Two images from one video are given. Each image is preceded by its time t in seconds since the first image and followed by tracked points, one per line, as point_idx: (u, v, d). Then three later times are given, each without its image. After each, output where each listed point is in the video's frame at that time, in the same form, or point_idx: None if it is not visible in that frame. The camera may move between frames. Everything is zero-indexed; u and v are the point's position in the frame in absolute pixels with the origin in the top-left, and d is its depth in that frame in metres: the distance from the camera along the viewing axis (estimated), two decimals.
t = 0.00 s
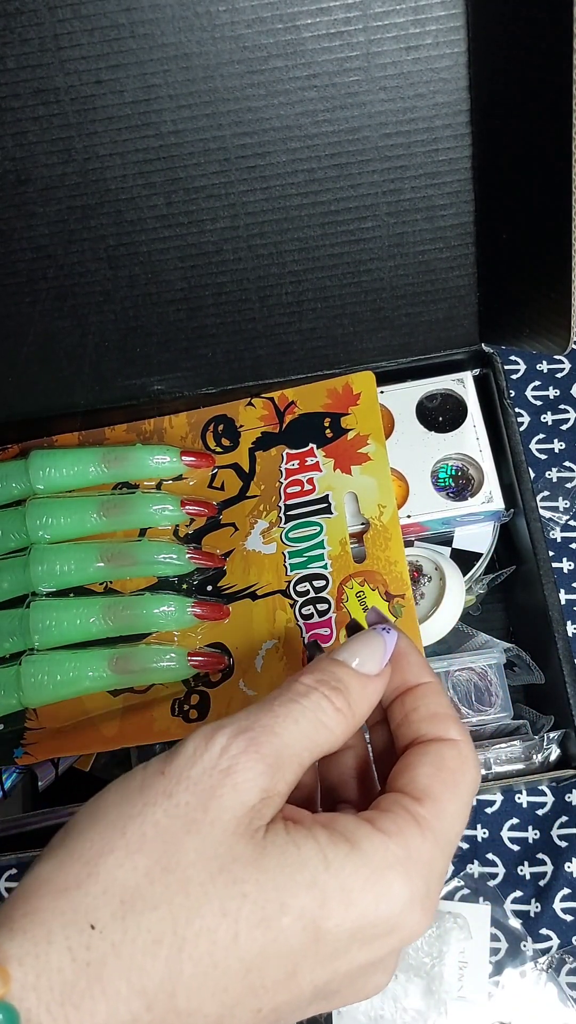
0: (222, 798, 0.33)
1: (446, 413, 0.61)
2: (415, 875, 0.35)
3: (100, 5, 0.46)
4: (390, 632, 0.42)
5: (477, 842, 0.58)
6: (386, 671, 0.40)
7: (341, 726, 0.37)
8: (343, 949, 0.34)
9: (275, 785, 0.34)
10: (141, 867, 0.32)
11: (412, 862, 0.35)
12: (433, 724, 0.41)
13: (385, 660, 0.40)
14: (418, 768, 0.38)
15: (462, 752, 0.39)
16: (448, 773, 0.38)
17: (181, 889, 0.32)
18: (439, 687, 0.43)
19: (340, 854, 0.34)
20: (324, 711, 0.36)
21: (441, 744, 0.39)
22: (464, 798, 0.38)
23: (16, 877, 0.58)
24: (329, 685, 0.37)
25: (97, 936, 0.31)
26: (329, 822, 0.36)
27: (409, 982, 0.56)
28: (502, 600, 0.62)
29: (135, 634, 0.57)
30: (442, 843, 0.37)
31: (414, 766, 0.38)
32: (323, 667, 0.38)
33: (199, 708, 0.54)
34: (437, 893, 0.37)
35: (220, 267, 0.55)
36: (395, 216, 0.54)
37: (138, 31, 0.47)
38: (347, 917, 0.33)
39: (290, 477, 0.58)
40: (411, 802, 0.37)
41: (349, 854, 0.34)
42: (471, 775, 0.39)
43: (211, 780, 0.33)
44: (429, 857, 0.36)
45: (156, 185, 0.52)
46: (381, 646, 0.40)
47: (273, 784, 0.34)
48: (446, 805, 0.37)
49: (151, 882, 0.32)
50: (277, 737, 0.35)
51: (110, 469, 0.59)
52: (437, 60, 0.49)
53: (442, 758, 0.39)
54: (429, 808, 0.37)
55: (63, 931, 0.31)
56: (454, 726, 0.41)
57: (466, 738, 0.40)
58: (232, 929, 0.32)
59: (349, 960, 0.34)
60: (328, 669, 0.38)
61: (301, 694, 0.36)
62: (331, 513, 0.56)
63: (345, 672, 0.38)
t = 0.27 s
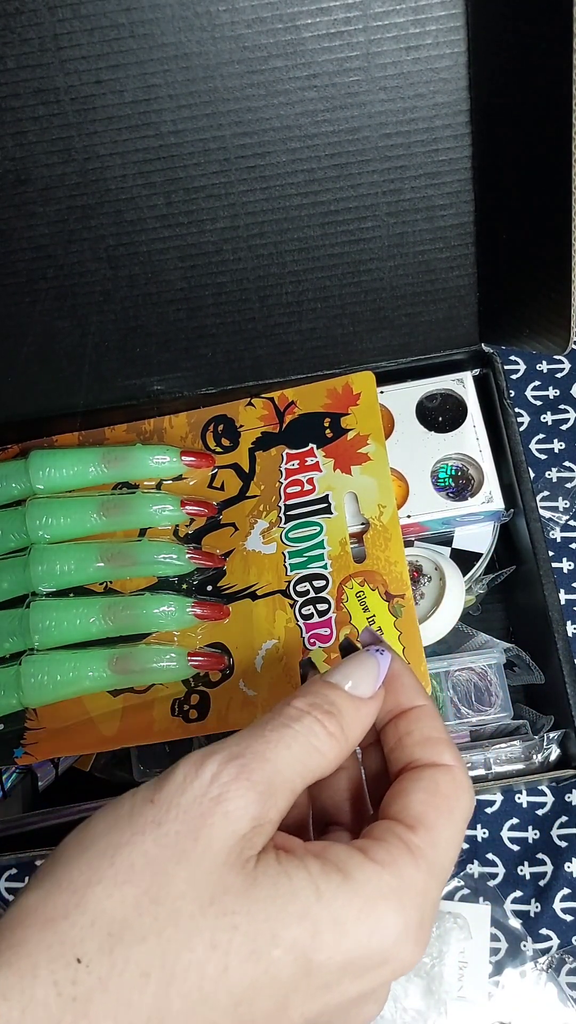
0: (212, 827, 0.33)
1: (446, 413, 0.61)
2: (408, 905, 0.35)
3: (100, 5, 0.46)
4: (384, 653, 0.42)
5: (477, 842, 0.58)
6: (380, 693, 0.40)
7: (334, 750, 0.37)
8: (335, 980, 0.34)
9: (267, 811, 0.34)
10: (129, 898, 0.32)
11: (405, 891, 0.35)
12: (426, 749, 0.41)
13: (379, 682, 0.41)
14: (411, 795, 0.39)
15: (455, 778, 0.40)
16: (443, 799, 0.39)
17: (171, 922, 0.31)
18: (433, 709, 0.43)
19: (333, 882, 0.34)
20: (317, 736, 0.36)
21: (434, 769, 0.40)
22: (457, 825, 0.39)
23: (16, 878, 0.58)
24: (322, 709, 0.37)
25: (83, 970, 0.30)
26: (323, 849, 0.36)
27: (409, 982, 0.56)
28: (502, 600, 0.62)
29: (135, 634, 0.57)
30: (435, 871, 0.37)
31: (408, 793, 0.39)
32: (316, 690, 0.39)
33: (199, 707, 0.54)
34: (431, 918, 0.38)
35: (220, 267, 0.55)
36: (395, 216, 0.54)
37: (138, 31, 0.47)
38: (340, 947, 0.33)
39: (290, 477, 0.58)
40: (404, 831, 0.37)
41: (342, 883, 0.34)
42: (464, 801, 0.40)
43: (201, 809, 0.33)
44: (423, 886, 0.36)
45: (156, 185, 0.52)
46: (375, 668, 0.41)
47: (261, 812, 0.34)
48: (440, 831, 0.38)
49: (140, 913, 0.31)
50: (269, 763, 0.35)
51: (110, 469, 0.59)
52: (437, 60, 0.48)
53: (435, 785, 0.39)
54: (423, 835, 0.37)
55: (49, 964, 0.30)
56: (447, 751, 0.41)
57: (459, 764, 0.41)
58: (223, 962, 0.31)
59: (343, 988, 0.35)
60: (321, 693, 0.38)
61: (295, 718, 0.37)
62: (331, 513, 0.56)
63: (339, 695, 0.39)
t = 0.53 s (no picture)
0: (148, 844, 0.32)
1: (446, 413, 0.62)
2: (354, 922, 0.34)
3: (101, 5, 0.46)
4: (338, 653, 0.41)
5: (477, 842, 0.58)
6: (333, 694, 0.39)
7: (279, 758, 0.36)
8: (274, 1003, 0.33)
9: (207, 826, 0.33)
10: (55, 926, 0.30)
11: (351, 906, 0.34)
12: (380, 753, 0.40)
13: (332, 683, 0.39)
14: (363, 803, 0.37)
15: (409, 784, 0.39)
16: (396, 807, 0.37)
17: (101, 952, 0.30)
18: (388, 711, 0.42)
19: (275, 903, 0.33)
20: (263, 744, 0.35)
21: (386, 775, 0.39)
22: (410, 833, 0.37)
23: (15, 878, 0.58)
24: (270, 715, 0.36)
25: (4, 1003, 0.29)
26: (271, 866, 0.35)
27: (409, 982, 0.56)
28: (502, 600, 0.62)
29: (135, 634, 0.57)
30: (385, 884, 0.36)
31: (359, 801, 0.38)
32: (266, 693, 0.37)
33: (198, 708, 0.54)
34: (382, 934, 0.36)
35: (220, 267, 0.55)
36: (395, 216, 0.54)
37: (139, 32, 0.47)
38: (279, 970, 0.32)
39: (290, 477, 0.58)
40: (352, 841, 0.36)
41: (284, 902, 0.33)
42: (418, 807, 0.38)
43: (136, 827, 0.32)
44: (372, 901, 0.35)
45: (156, 185, 0.52)
46: (329, 670, 0.39)
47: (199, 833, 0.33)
48: (390, 841, 0.37)
49: (66, 942, 0.30)
50: (210, 773, 0.34)
51: (110, 469, 0.59)
52: (437, 61, 0.48)
53: (387, 792, 0.38)
54: (372, 848, 0.36)
55: None
56: (402, 755, 0.40)
57: (414, 769, 0.39)
58: (155, 992, 0.30)
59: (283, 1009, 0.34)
60: (270, 697, 0.37)
61: (239, 724, 0.35)
62: (331, 513, 0.56)
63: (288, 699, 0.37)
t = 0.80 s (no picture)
0: None
1: (446, 413, 0.62)
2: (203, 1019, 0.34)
3: (100, 5, 0.46)
4: (216, 723, 0.41)
5: (477, 842, 0.58)
6: (205, 768, 0.39)
7: (144, 843, 0.36)
8: None
9: (58, 924, 0.33)
10: None
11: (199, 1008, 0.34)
12: (251, 833, 0.41)
13: (206, 758, 0.39)
14: (225, 893, 0.38)
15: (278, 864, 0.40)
16: (256, 895, 0.38)
17: None
18: (263, 787, 0.43)
19: (122, 1011, 0.32)
20: (124, 834, 0.35)
21: (251, 860, 0.39)
22: (273, 919, 0.38)
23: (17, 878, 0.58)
24: (135, 799, 0.36)
25: None
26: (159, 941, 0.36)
27: (409, 982, 0.56)
28: (503, 601, 0.62)
29: (135, 634, 0.57)
30: (238, 980, 0.36)
31: (225, 889, 0.38)
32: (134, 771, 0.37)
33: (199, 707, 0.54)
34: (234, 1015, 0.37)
35: (220, 267, 0.55)
36: (394, 216, 0.54)
37: (139, 32, 0.47)
38: None
39: (290, 477, 0.58)
40: (209, 937, 0.36)
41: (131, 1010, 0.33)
42: (283, 892, 0.39)
43: None
44: (225, 996, 0.35)
45: (156, 185, 0.52)
46: (206, 742, 0.40)
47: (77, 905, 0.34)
48: (248, 936, 0.37)
49: None
50: (65, 867, 0.34)
51: (110, 470, 0.59)
52: (436, 61, 0.48)
53: (250, 878, 0.39)
54: (228, 939, 0.36)
55: None
56: (271, 836, 0.41)
57: (280, 850, 0.41)
58: None
59: None
60: (138, 778, 0.37)
61: (101, 811, 0.35)
62: (331, 513, 0.56)
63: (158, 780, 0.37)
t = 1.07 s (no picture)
0: None
1: (446, 413, 0.62)
2: None
3: (100, 5, 0.45)
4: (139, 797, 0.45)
5: (477, 842, 0.59)
6: (125, 843, 0.43)
7: (57, 921, 0.39)
8: None
9: None
10: None
11: None
12: (162, 916, 0.43)
13: (127, 834, 0.43)
14: (136, 976, 0.41)
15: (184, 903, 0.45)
16: (167, 982, 0.42)
17: None
18: (180, 869, 0.46)
19: None
20: (40, 911, 0.39)
21: (164, 943, 0.43)
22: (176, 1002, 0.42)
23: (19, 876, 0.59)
24: (55, 881, 0.39)
25: None
26: (69, 1014, 0.39)
27: (409, 982, 0.56)
28: (503, 601, 0.62)
29: (134, 634, 0.57)
30: None
31: (133, 974, 0.41)
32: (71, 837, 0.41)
33: (198, 707, 0.54)
34: None
35: (220, 266, 0.56)
36: (394, 216, 0.54)
37: (139, 32, 0.46)
38: None
39: (290, 477, 0.58)
40: None
41: None
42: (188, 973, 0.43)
43: None
44: None
45: (156, 185, 0.52)
46: (126, 818, 0.43)
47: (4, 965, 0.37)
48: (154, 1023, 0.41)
49: None
50: None
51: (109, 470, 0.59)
52: (436, 60, 0.48)
53: (163, 961, 0.42)
54: None
55: None
56: (182, 919, 0.44)
57: (191, 932, 0.44)
58: None
59: None
60: (60, 853, 0.40)
61: (21, 896, 0.38)
62: (331, 513, 0.57)
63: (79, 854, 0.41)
